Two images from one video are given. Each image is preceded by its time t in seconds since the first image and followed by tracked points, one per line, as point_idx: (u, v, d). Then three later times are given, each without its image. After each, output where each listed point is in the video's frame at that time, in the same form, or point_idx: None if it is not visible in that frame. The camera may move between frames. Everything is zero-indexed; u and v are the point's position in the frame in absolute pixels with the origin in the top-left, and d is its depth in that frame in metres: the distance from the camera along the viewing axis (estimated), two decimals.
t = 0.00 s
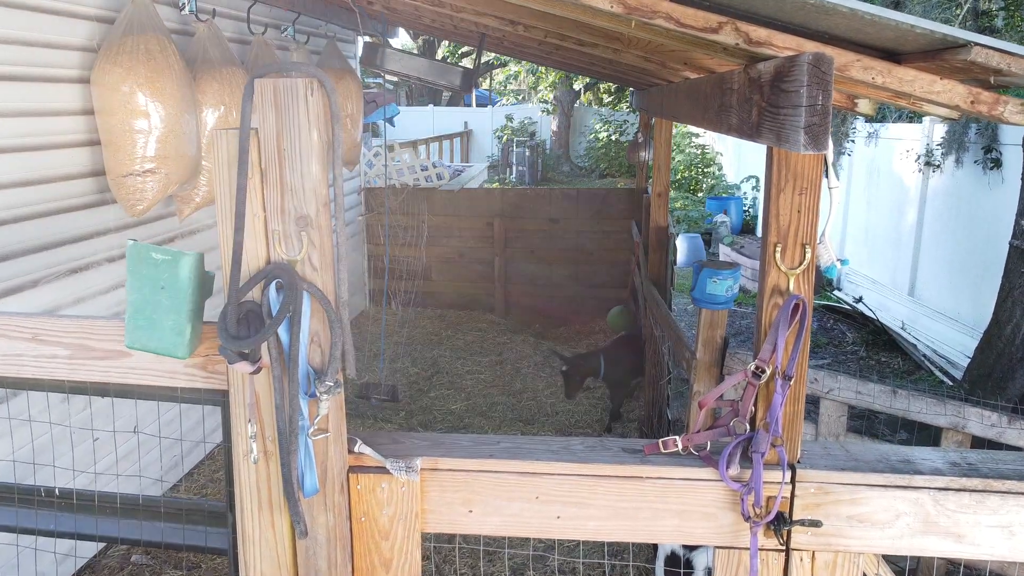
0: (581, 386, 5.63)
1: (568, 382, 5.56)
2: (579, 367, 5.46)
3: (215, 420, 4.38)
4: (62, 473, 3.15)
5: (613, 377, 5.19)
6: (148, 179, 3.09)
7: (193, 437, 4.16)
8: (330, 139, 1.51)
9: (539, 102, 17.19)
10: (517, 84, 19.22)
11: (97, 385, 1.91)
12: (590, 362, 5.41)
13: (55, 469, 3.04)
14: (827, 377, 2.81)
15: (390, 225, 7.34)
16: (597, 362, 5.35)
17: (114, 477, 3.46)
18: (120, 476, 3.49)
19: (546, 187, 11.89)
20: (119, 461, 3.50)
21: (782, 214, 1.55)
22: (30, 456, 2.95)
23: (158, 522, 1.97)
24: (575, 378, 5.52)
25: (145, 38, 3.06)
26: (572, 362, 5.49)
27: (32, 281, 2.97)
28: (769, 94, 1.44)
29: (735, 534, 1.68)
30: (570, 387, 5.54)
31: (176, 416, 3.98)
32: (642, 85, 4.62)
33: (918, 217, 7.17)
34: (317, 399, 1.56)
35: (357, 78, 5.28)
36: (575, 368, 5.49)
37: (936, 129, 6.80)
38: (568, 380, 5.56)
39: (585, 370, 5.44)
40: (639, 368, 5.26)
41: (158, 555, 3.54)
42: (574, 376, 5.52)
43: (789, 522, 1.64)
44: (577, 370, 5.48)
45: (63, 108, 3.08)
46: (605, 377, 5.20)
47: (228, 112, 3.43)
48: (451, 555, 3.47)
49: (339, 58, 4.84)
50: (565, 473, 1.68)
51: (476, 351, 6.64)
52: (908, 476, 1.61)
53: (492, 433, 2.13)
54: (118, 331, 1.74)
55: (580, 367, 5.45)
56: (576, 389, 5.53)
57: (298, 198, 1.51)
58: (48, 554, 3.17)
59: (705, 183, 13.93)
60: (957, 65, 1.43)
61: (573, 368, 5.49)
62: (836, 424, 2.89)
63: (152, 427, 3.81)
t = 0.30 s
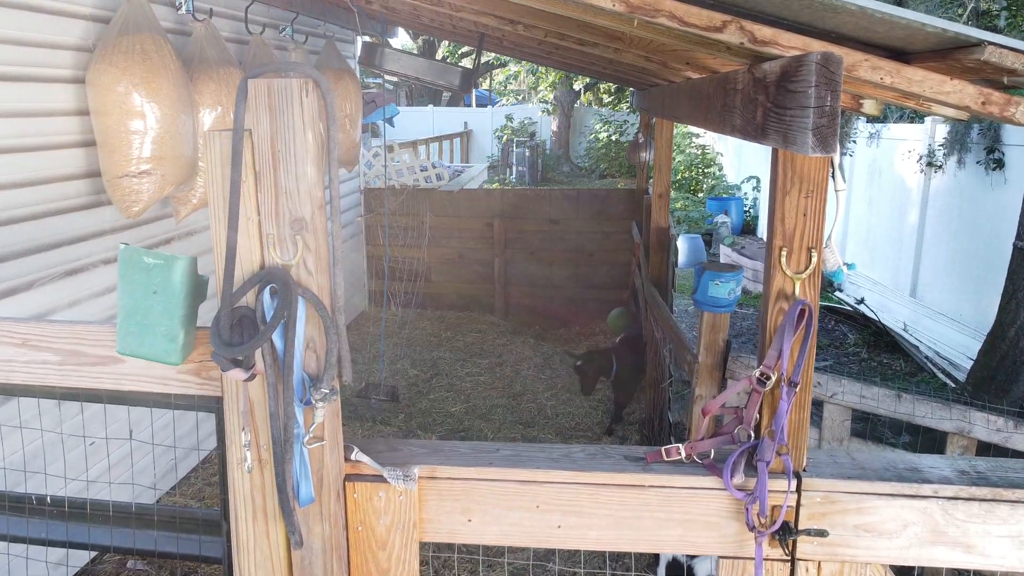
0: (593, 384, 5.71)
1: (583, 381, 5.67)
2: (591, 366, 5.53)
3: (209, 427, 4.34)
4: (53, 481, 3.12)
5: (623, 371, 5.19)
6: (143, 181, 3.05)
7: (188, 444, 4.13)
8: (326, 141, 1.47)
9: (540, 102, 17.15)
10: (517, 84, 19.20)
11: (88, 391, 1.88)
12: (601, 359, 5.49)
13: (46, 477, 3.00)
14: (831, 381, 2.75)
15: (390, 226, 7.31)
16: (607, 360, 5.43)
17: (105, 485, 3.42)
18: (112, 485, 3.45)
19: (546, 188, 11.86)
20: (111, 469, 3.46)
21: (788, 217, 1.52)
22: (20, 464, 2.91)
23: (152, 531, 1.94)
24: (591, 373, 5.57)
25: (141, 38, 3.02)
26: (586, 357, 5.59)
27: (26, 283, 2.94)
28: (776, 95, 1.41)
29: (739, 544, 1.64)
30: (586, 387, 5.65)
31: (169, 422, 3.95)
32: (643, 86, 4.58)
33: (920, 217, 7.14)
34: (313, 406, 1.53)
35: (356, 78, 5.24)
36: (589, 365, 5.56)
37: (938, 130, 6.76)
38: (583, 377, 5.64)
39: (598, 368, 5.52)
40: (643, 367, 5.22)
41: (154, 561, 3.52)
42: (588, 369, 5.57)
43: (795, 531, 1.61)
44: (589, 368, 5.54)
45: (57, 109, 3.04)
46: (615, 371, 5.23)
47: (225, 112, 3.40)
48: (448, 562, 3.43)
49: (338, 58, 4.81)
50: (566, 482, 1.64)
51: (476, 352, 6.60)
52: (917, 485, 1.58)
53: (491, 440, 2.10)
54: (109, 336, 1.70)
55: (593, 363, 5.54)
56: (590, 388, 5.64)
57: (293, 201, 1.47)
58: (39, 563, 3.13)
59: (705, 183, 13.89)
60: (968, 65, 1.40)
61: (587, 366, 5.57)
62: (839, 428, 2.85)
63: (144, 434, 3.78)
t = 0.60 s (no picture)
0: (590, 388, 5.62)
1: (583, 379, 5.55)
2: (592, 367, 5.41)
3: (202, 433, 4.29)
4: (44, 490, 3.07)
5: (620, 374, 5.12)
6: (139, 183, 3.01)
7: (181, 452, 4.08)
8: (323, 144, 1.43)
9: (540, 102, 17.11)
10: (516, 84, 19.17)
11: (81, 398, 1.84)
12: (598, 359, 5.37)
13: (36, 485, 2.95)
14: (837, 386, 2.72)
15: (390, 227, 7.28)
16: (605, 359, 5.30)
17: (96, 494, 3.37)
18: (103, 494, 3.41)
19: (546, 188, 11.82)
20: (102, 478, 3.42)
21: (797, 222, 1.48)
22: (10, 473, 2.86)
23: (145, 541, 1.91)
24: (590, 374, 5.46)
25: (137, 38, 2.98)
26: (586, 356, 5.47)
27: (19, 287, 2.89)
28: (785, 97, 1.37)
29: (746, 556, 1.61)
30: (586, 388, 5.56)
31: (162, 429, 3.91)
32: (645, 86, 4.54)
33: (922, 218, 7.10)
34: (309, 416, 1.49)
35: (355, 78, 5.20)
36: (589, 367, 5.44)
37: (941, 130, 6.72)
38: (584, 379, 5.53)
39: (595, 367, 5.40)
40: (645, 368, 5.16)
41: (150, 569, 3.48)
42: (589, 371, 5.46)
43: (804, 543, 1.57)
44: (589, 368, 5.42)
45: (51, 110, 3.00)
46: (613, 374, 5.14)
47: (223, 113, 3.36)
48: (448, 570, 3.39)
49: (337, 58, 4.77)
50: (569, 493, 1.61)
51: (476, 355, 6.56)
52: (929, 497, 1.54)
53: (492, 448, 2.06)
54: (101, 343, 1.66)
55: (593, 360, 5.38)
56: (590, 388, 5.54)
57: (289, 205, 1.43)
58: (29, 574, 3.08)
59: (705, 184, 13.86)
60: (984, 66, 1.36)
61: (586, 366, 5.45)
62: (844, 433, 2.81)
63: (136, 442, 3.73)
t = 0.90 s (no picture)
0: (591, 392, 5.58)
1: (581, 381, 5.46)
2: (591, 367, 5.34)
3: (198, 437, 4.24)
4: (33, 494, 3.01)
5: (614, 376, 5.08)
6: (135, 180, 2.96)
7: (176, 455, 4.03)
8: (320, 137, 1.39)
9: (540, 103, 17.06)
10: (516, 84, 19.12)
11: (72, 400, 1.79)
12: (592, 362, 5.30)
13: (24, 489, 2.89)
14: (845, 387, 2.68)
15: (390, 226, 7.23)
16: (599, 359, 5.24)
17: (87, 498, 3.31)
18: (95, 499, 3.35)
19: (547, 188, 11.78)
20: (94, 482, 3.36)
21: (811, 217, 1.43)
22: None
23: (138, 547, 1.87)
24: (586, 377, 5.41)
25: (133, 34, 2.93)
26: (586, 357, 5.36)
27: (11, 286, 2.84)
28: (800, 88, 1.32)
29: (757, 563, 1.56)
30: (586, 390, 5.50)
31: (156, 431, 3.85)
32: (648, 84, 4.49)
33: (926, 218, 7.05)
34: (306, 418, 1.44)
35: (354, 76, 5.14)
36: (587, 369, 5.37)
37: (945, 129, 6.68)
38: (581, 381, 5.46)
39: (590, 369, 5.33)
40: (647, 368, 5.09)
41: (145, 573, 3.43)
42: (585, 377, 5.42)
43: (817, 549, 1.52)
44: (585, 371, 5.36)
45: (46, 106, 2.96)
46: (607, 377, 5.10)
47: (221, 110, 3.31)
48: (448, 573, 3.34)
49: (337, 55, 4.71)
50: (574, 497, 1.56)
51: (477, 355, 6.51)
52: (946, 501, 1.49)
53: (494, 451, 2.01)
54: (92, 343, 1.61)
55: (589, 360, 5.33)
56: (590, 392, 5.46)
57: (285, 200, 1.38)
58: None
59: (706, 184, 13.82)
60: (1007, 54, 1.31)
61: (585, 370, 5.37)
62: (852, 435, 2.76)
63: (129, 446, 3.67)
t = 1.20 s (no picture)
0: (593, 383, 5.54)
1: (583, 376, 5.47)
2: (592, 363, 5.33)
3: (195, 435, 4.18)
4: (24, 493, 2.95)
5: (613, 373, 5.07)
6: (130, 173, 2.90)
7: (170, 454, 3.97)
8: (317, 120, 1.33)
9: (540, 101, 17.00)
10: (517, 83, 19.05)
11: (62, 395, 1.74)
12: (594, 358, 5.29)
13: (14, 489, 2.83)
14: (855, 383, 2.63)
15: (390, 224, 7.18)
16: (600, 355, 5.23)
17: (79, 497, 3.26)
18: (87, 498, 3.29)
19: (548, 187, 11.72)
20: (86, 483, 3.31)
21: (828, 204, 1.37)
22: None
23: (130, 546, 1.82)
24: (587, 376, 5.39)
25: (127, 25, 2.87)
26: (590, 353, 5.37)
27: (4, 281, 2.79)
28: (819, 67, 1.26)
29: (772, 563, 1.50)
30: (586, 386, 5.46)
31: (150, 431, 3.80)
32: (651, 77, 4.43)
33: (931, 215, 6.98)
34: (303, 413, 1.38)
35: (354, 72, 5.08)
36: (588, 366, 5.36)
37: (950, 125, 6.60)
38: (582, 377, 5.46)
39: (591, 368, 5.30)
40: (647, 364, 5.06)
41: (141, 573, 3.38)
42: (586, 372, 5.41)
43: (834, 550, 1.46)
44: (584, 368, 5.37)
45: (40, 97, 2.90)
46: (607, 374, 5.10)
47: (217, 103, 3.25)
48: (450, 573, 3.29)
49: (337, 50, 4.62)
50: (581, 496, 1.50)
51: (478, 354, 6.44)
52: (969, 499, 1.43)
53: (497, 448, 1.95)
54: (82, 335, 1.56)
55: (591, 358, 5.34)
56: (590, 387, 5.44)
57: (281, 185, 1.33)
58: None
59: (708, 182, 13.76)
60: None
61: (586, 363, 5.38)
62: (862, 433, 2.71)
63: (122, 444, 3.61)
